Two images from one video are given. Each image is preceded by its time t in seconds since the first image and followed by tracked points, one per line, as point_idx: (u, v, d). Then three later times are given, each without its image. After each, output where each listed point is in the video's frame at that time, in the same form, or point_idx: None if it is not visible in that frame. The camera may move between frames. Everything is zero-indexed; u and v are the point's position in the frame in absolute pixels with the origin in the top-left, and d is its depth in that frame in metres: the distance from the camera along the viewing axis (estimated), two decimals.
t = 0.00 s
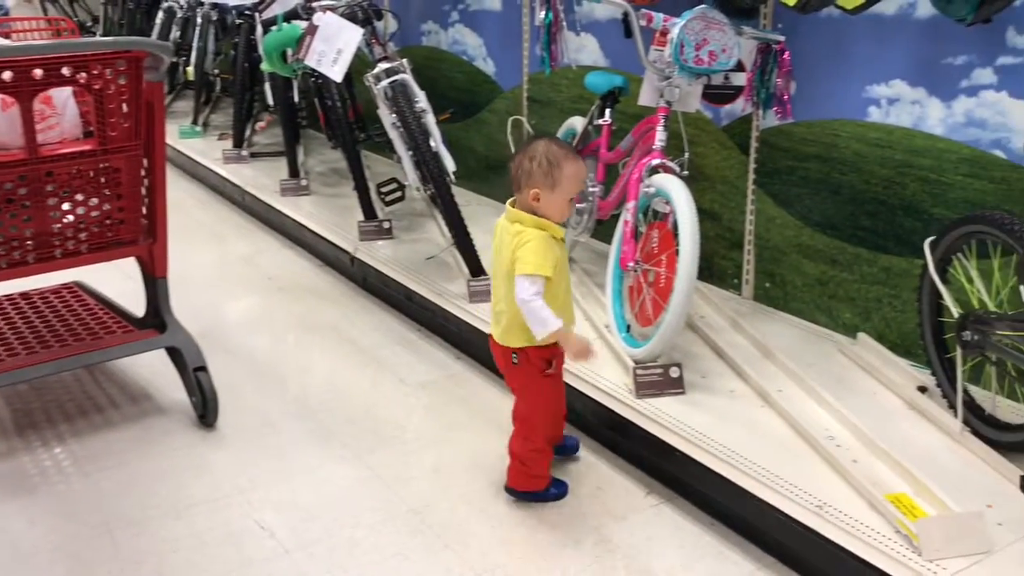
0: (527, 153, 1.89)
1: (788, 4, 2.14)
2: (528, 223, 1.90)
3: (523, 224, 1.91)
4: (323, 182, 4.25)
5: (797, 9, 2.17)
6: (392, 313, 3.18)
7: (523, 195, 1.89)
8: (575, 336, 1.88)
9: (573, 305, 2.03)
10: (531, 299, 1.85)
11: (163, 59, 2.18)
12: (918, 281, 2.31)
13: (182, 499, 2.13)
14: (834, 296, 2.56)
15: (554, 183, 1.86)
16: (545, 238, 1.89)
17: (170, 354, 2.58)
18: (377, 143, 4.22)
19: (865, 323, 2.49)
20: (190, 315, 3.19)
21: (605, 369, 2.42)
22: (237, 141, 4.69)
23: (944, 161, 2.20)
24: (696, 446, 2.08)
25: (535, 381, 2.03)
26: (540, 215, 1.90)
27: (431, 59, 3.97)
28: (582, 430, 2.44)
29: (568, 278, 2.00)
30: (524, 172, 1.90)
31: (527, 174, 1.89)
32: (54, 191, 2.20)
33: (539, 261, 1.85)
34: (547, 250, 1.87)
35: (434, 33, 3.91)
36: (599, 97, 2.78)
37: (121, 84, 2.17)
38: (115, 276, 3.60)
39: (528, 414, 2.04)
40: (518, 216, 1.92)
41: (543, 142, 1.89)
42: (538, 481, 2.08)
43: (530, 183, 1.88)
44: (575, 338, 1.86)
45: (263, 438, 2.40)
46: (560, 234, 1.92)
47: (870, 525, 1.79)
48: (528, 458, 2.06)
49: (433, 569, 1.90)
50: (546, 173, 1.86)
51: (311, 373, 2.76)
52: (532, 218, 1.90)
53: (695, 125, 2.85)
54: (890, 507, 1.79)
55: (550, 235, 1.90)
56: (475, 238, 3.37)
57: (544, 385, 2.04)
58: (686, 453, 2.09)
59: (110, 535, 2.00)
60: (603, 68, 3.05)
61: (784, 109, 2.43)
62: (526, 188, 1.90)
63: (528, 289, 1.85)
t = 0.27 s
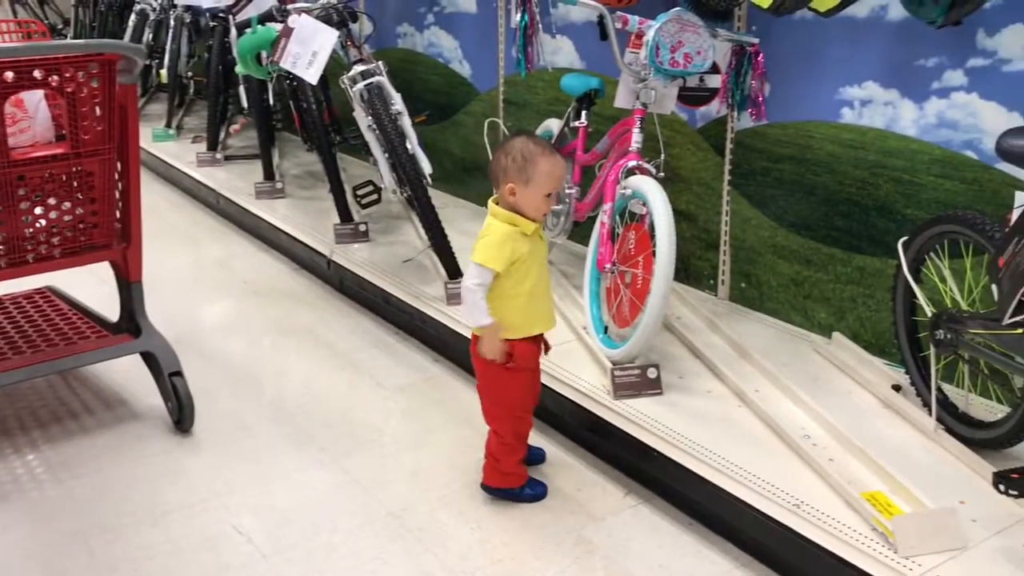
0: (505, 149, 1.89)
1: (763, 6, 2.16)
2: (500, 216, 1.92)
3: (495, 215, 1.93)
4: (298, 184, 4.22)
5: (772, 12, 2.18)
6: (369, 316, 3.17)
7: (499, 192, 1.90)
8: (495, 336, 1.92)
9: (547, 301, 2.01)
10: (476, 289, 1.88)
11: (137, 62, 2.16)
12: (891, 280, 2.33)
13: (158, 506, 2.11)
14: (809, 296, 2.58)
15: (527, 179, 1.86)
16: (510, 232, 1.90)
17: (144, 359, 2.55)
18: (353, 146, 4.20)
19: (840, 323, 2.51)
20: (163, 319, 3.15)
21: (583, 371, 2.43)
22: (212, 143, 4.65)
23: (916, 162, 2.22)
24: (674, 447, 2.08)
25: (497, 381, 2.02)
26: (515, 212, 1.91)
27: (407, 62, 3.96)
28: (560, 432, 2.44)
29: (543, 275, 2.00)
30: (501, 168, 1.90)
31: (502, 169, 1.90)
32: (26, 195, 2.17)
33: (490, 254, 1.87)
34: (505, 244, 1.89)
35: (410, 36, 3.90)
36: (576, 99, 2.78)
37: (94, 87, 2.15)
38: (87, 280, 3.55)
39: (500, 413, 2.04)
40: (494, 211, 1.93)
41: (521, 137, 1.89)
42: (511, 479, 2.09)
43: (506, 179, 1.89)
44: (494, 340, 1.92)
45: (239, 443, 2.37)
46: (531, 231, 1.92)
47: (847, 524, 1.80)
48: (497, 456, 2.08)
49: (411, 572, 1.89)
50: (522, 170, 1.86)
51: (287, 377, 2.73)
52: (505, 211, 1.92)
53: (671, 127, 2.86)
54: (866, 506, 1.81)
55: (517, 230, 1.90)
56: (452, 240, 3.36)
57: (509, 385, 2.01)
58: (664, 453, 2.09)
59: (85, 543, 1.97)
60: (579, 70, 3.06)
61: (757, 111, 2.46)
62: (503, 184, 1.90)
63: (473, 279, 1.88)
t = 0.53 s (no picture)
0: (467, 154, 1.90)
1: (748, 7, 2.17)
2: (467, 220, 1.92)
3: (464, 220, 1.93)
4: (283, 186, 4.20)
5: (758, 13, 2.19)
6: (355, 318, 3.16)
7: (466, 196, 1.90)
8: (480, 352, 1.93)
9: (524, 303, 2.02)
10: (460, 298, 1.88)
11: (121, 63, 2.14)
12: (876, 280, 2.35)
13: (144, 509, 2.09)
14: (795, 296, 2.59)
15: (490, 181, 1.87)
16: (485, 237, 1.90)
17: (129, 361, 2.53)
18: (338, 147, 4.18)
19: (826, 322, 2.53)
20: (148, 322, 3.13)
21: (570, 371, 2.43)
22: (196, 145, 4.62)
23: (900, 162, 2.24)
24: (662, 447, 2.08)
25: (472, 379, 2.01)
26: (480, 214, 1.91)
27: (393, 63, 3.95)
28: (548, 432, 2.44)
29: (519, 277, 2.00)
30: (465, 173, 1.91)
31: (466, 173, 1.91)
32: (9, 197, 2.14)
33: (473, 262, 1.87)
34: (484, 251, 1.88)
35: (395, 37, 3.89)
36: (562, 100, 2.78)
37: (77, 89, 2.13)
38: (70, 283, 3.52)
39: (474, 413, 2.03)
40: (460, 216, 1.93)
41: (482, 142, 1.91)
42: (477, 481, 2.08)
43: (471, 183, 1.89)
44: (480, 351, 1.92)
45: (225, 446, 2.36)
46: (503, 234, 1.93)
47: (834, 522, 1.81)
48: (466, 456, 2.07)
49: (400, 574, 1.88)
50: (485, 171, 1.87)
51: (273, 380, 2.72)
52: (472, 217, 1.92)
53: (656, 128, 2.87)
54: (853, 505, 1.81)
55: (491, 235, 1.90)
56: (438, 242, 3.35)
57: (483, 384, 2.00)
58: (652, 453, 2.09)
59: (70, 548, 1.95)
60: (565, 71, 3.06)
61: (742, 111, 2.55)
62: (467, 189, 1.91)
63: (460, 290, 1.88)
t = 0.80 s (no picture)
0: (455, 163, 1.88)
1: (745, 8, 2.17)
2: (458, 229, 1.90)
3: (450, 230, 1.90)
4: (278, 186, 4.19)
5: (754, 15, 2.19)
6: (351, 318, 3.15)
7: (459, 205, 1.89)
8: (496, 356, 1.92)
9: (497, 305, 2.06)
10: (470, 308, 1.85)
11: (117, 63, 2.14)
12: (872, 280, 2.35)
13: (140, 510, 2.08)
14: (791, 296, 2.60)
15: (484, 181, 1.90)
16: (478, 245, 1.89)
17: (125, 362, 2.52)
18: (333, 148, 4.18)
19: (821, 323, 2.53)
20: (143, 322, 3.12)
21: (567, 371, 2.43)
22: (191, 145, 4.61)
23: (895, 162, 2.24)
24: (658, 446, 2.08)
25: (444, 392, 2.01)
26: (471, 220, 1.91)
27: (388, 63, 3.95)
28: (544, 432, 2.44)
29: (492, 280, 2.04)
30: (454, 183, 1.89)
31: (457, 181, 1.89)
32: (4, 197, 2.13)
33: (477, 270, 1.85)
34: (482, 258, 1.88)
35: (391, 37, 3.89)
36: (558, 101, 2.78)
37: (73, 88, 2.12)
38: (65, 283, 3.50)
39: (446, 422, 2.04)
40: (446, 227, 1.91)
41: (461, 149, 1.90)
42: (467, 486, 2.09)
43: (466, 192, 1.89)
44: (499, 357, 1.91)
45: (221, 446, 2.35)
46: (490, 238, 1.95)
47: (830, 521, 1.81)
48: (448, 464, 2.08)
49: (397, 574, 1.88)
50: (482, 177, 1.89)
51: (269, 381, 2.71)
52: (463, 226, 1.90)
53: (652, 128, 2.87)
54: (849, 504, 1.82)
55: (481, 242, 1.91)
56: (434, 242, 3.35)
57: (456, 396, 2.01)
58: (649, 453, 2.09)
59: (65, 548, 1.94)
60: (561, 71, 3.06)
61: (738, 112, 2.46)
62: (461, 198, 1.90)
63: (467, 300, 1.85)
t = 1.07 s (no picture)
0: (424, 164, 1.93)
1: (752, 9, 2.17)
2: (453, 222, 1.96)
3: (443, 224, 1.95)
4: (284, 185, 4.20)
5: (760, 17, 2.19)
6: (356, 318, 3.16)
7: (429, 205, 1.94)
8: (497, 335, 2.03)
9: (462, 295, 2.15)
10: (483, 293, 1.94)
11: (125, 61, 2.14)
12: (877, 282, 2.35)
13: (146, 508, 2.09)
14: (796, 297, 2.60)
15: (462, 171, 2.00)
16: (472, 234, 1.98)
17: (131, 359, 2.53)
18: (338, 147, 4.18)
19: (826, 324, 2.53)
20: (148, 320, 3.13)
21: (571, 371, 2.43)
22: (196, 144, 4.62)
23: (900, 164, 2.24)
24: (663, 447, 2.08)
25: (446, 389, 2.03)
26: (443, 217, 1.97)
27: (394, 63, 3.95)
28: (548, 433, 2.44)
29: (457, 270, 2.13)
30: (425, 182, 1.94)
31: (446, 174, 1.95)
32: (13, 195, 2.15)
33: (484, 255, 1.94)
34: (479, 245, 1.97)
35: (396, 37, 3.90)
36: (564, 101, 2.78)
37: (81, 87, 2.13)
38: (71, 281, 3.51)
39: (450, 417, 2.05)
40: (424, 223, 1.96)
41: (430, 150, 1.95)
42: (474, 482, 2.09)
43: (437, 192, 1.94)
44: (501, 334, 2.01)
45: (226, 444, 2.36)
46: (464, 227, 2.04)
47: (836, 523, 1.81)
48: (455, 461, 2.08)
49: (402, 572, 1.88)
50: (453, 178, 1.95)
51: (273, 379, 2.72)
52: (455, 219, 1.97)
53: (658, 129, 2.87)
54: (854, 506, 1.82)
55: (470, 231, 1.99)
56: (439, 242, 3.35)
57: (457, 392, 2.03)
58: (653, 454, 2.09)
59: (71, 546, 1.95)
60: (566, 72, 3.06)
61: (744, 113, 2.46)
62: (430, 198, 1.95)
63: (481, 285, 1.93)
